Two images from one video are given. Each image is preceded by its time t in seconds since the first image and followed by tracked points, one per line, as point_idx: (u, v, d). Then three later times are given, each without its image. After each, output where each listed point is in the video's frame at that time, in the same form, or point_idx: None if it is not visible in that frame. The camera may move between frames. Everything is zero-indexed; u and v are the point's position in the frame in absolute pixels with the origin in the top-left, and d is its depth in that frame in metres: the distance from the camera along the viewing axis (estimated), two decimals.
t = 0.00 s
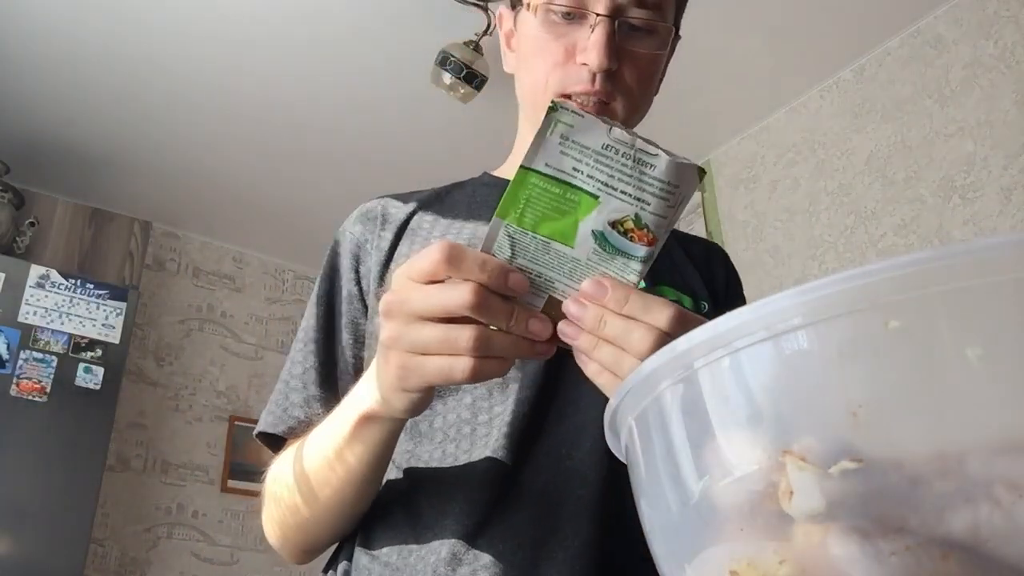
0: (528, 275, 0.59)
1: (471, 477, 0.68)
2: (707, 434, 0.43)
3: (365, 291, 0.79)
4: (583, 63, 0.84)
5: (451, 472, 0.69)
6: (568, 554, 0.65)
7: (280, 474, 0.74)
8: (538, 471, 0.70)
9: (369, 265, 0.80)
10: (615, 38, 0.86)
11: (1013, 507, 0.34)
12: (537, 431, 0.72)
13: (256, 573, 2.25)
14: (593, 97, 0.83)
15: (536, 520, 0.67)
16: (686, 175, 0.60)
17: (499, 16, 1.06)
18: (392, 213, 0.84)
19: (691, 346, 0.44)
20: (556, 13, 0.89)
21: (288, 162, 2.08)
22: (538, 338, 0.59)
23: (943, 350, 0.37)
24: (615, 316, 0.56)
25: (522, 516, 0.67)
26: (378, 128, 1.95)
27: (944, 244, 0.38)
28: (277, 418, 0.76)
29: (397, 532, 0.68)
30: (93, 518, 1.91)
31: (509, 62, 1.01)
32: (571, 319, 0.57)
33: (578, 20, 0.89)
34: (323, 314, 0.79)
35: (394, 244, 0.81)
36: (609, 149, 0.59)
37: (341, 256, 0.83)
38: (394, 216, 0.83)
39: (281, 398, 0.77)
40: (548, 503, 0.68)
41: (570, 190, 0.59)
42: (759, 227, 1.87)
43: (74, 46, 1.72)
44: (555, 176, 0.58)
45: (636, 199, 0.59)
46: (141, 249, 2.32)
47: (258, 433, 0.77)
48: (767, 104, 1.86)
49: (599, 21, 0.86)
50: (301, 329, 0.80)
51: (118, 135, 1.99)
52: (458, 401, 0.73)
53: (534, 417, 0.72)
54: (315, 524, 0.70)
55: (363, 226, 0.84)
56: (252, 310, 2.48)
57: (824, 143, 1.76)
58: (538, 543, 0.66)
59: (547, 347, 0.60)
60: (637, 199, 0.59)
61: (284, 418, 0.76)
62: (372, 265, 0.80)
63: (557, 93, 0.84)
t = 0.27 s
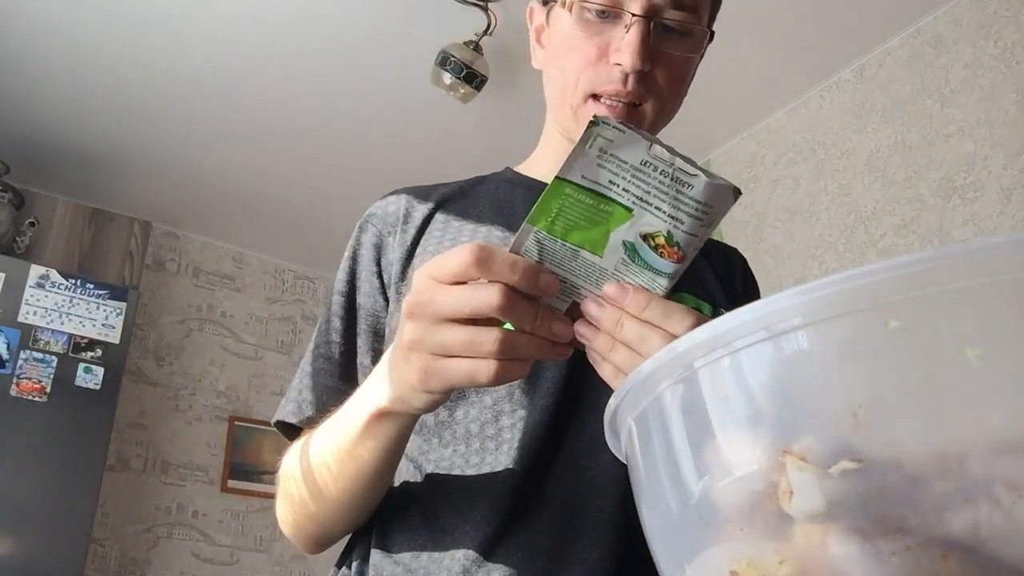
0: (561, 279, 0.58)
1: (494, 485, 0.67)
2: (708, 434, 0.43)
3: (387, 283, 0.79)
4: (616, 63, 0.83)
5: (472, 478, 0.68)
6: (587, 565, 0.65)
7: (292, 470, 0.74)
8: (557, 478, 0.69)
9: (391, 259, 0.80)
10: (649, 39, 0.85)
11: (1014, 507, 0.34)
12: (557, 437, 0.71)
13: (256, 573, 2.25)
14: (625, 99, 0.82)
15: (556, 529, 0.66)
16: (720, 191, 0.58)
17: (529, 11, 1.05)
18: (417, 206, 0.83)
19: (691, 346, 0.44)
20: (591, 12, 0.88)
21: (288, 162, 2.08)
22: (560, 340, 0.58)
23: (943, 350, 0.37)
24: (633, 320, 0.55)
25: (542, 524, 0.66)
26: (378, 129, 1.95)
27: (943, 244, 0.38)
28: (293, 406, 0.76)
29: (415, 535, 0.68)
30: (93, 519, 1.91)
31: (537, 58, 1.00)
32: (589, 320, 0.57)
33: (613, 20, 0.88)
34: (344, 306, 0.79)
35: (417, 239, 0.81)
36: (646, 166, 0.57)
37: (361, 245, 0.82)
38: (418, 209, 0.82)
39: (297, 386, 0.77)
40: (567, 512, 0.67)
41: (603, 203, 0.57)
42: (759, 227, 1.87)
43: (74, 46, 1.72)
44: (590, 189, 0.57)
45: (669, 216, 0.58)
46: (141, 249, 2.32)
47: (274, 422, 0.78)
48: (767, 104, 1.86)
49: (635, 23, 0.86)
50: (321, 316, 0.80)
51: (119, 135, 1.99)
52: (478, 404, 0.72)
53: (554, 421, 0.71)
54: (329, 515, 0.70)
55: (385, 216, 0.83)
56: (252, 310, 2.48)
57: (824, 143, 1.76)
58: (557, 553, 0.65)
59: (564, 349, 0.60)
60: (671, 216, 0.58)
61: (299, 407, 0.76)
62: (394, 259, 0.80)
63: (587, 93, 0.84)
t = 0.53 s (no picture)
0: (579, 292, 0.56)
1: (508, 490, 0.67)
2: (707, 434, 0.43)
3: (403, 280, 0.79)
4: (639, 64, 0.84)
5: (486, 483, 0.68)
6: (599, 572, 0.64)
7: (300, 465, 0.75)
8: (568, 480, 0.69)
9: (406, 257, 0.80)
10: (673, 42, 0.85)
11: (1014, 507, 0.34)
12: (573, 440, 0.70)
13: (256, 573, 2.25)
14: (647, 101, 0.83)
15: (569, 535, 0.66)
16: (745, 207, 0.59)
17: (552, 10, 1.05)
18: (433, 204, 0.83)
19: (691, 347, 0.44)
20: (615, 13, 0.89)
21: (288, 163, 2.08)
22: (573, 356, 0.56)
23: (943, 349, 0.37)
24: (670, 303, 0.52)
25: (556, 529, 0.66)
26: (378, 129, 1.95)
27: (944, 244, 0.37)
28: (306, 401, 0.77)
29: (426, 535, 0.68)
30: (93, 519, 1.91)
31: (559, 57, 1.00)
32: (622, 303, 0.53)
33: (637, 21, 0.88)
34: (359, 303, 0.79)
35: (433, 237, 0.81)
36: (674, 173, 0.58)
37: (378, 242, 0.83)
38: (434, 208, 0.82)
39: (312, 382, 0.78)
40: (580, 517, 0.67)
41: (629, 211, 0.57)
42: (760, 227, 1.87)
43: (74, 46, 1.72)
44: (617, 195, 0.57)
45: (694, 228, 0.58)
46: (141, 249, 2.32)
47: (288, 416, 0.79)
48: (767, 104, 1.86)
49: (658, 24, 0.86)
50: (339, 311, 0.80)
51: (119, 135, 1.99)
52: (493, 406, 0.71)
53: (570, 426, 0.70)
54: (337, 507, 0.71)
55: (402, 213, 0.83)
56: (253, 310, 2.48)
57: (824, 143, 1.76)
58: (569, 558, 0.65)
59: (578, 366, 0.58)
60: (695, 228, 0.58)
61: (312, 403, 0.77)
62: (409, 257, 0.80)
63: (608, 95, 0.84)
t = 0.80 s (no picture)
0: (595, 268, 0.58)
1: (507, 485, 0.67)
2: (708, 434, 0.43)
3: (400, 269, 0.79)
4: (647, 53, 0.83)
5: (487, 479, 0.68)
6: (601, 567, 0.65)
7: (287, 456, 0.75)
8: (569, 474, 0.68)
9: (403, 245, 0.79)
10: (680, 34, 0.86)
11: (1014, 506, 0.34)
12: (572, 431, 0.70)
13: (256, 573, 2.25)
14: (654, 90, 0.82)
15: (570, 529, 0.66)
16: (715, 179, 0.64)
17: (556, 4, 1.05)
18: (432, 194, 0.82)
19: (692, 346, 0.44)
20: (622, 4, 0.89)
21: (288, 163, 2.08)
22: (584, 338, 0.55)
23: (943, 349, 0.37)
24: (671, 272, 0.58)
25: (557, 524, 0.66)
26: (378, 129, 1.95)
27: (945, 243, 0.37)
28: (300, 388, 0.78)
29: (423, 529, 0.68)
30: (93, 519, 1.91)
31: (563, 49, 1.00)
32: (632, 271, 0.58)
33: (644, 11, 0.88)
34: (354, 290, 0.79)
35: (431, 227, 0.80)
36: (655, 151, 0.62)
37: (374, 229, 0.82)
38: (433, 197, 0.82)
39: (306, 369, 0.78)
40: (582, 510, 0.67)
41: (624, 187, 0.60)
42: (759, 227, 1.87)
43: (74, 47, 1.72)
44: (611, 173, 0.60)
45: (682, 197, 0.62)
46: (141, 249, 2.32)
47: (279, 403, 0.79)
48: (767, 104, 1.86)
49: (666, 14, 0.86)
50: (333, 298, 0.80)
51: (118, 135, 1.99)
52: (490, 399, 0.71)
53: (572, 415, 0.70)
54: (323, 497, 0.71)
55: (400, 201, 0.83)
56: (252, 310, 2.48)
57: (824, 143, 1.76)
58: (571, 552, 0.65)
59: (593, 337, 0.55)
60: (683, 196, 0.62)
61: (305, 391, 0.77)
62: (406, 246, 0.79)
63: (616, 82, 0.84)
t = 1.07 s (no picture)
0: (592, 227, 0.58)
1: (497, 460, 0.65)
2: (708, 434, 0.43)
3: (375, 255, 0.77)
4: (630, 33, 0.84)
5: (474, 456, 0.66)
6: (598, 547, 0.64)
7: (261, 452, 0.73)
8: (561, 459, 0.67)
9: (378, 229, 0.78)
10: (663, 14, 0.86)
11: (1013, 506, 0.34)
12: (559, 413, 0.69)
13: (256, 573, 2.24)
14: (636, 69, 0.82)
15: (565, 510, 0.65)
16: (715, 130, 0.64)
17: None
18: (406, 179, 0.82)
19: (692, 346, 0.44)
20: None
21: (288, 163, 2.08)
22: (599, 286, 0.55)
23: (943, 350, 0.37)
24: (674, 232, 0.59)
25: (552, 506, 0.65)
26: (378, 129, 1.95)
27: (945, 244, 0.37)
28: (270, 379, 0.74)
29: (408, 513, 0.65)
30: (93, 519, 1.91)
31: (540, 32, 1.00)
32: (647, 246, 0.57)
33: None
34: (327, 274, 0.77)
35: (406, 210, 0.79)
36: (651, 107, 0.62)
37: (345, 214, 0.80)
38: (408, 182, 0.81)
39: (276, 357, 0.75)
40: (577, 491, 0.66)
41: (620, 145, 0.60)
42: (759, 227, 1.87)
43: (74, 47, 1.73)
44: (605, 132, 0.60)
45: (683, 151, 0.62)
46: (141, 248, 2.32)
47: (247, 396, 0.75)
48: (767, 104, 1.86)
49: None
50: (304, 283, 0.77)
51: (118, 135, 1.99)
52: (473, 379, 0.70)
53: (562, 392, 0.70)
54: (298, 499, 0.68)
55: (371, 186, 0.81)
56: (253, 310, 2.48)
57: (824, 143, 1.76)
58: (568, 533, 0.65)
59: (605, 285, 0.56)
60: (683, 149, 0.62)
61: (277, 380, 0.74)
62: (381, 230, 0.78)
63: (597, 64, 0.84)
